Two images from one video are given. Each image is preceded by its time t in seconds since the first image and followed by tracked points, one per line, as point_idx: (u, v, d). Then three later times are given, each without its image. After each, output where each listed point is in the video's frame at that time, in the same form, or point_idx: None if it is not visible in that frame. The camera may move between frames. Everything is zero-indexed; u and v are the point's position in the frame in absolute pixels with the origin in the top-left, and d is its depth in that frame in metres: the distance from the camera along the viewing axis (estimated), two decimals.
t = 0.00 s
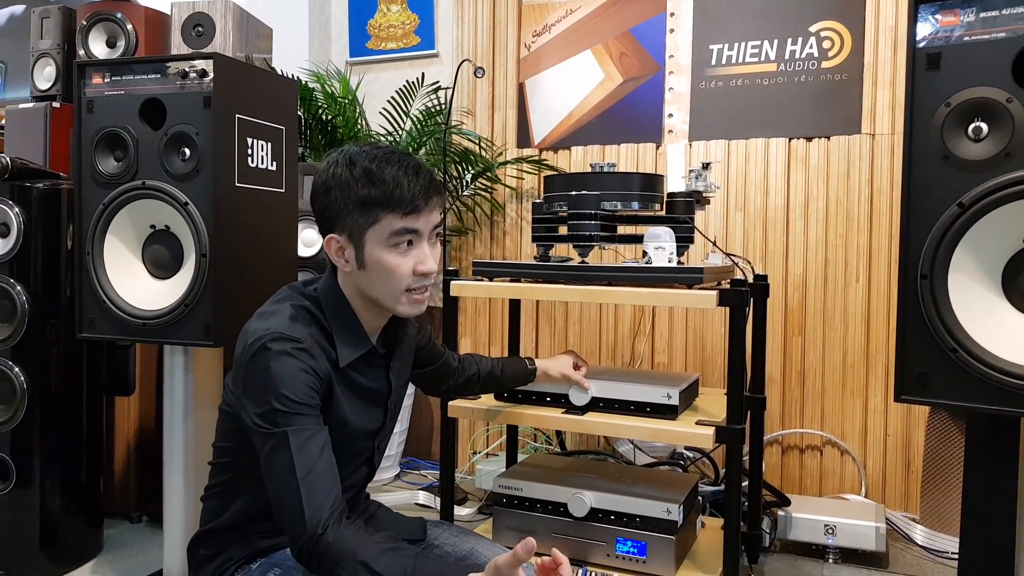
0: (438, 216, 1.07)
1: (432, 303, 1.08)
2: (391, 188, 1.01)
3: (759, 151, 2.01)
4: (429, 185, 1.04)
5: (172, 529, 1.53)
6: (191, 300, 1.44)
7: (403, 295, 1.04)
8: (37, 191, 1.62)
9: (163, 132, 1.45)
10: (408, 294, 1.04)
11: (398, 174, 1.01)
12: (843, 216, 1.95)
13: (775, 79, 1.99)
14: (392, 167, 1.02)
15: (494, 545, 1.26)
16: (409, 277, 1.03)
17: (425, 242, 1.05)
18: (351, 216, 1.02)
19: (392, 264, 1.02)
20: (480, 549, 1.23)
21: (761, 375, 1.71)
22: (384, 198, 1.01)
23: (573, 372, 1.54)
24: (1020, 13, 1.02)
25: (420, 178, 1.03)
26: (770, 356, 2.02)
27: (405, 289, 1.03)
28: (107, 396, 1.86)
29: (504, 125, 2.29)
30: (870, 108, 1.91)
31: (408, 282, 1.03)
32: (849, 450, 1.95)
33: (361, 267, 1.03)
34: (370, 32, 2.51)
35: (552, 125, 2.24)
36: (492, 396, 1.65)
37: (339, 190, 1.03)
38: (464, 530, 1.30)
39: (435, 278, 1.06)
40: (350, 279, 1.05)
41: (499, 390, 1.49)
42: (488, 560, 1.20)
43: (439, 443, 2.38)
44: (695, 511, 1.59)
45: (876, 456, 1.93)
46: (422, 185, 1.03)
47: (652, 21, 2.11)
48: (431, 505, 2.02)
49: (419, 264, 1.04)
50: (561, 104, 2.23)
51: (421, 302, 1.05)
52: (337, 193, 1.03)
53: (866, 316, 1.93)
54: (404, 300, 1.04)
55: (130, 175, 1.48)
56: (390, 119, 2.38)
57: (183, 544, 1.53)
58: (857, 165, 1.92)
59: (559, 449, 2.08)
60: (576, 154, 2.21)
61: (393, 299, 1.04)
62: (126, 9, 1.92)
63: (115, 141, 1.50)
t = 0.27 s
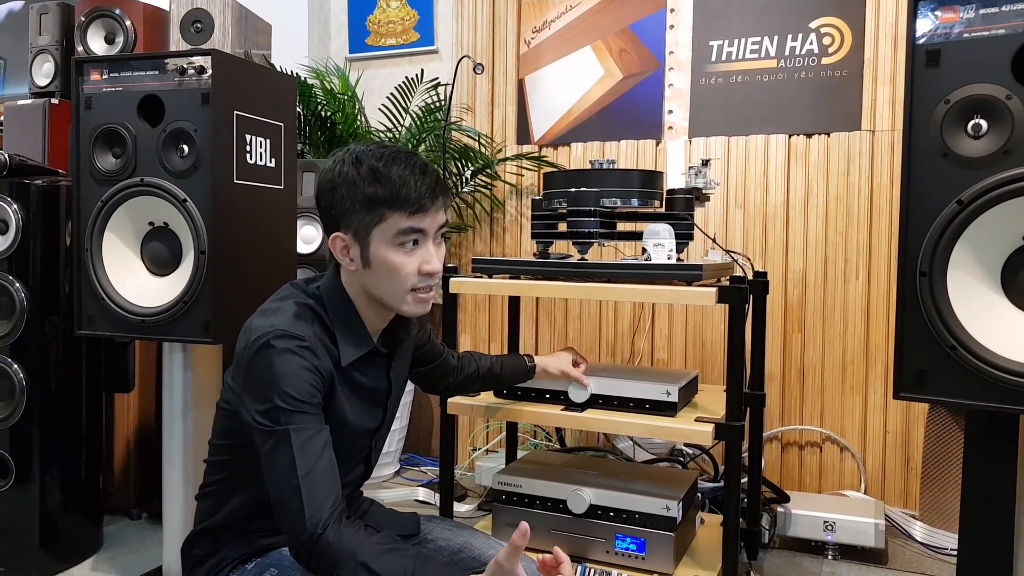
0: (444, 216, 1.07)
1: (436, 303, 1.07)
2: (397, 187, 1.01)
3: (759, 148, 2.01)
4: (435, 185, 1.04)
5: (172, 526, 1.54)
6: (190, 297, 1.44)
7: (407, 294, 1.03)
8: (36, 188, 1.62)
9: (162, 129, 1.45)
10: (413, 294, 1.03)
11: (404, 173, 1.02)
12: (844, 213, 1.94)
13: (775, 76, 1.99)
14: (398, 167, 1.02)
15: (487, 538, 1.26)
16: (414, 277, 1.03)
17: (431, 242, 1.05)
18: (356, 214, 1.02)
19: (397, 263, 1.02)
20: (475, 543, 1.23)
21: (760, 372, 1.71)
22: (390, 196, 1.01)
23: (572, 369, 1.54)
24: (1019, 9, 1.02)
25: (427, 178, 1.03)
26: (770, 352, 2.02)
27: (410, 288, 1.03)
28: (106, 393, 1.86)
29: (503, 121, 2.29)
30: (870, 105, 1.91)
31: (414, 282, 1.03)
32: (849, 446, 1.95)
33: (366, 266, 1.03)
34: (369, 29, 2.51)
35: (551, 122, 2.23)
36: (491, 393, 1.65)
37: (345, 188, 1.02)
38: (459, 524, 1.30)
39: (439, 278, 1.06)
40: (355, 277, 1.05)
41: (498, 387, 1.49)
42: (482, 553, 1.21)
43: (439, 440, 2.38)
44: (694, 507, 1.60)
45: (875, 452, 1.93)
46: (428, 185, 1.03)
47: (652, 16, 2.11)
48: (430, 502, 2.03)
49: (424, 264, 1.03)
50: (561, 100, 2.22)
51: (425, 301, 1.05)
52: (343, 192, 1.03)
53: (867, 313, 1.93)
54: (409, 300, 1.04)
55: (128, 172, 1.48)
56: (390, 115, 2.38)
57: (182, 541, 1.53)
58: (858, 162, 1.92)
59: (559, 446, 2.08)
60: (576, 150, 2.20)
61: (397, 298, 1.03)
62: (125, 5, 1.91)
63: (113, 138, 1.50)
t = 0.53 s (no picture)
0: (439, 214, 1.04)
1: (423, 305, 1.04)
2: (387, 176, 1.00)
3: (760, 142, 2.00)
4: (430, 180, 1.02)
5: (172, 522, 1.54)
6: (190, 293, 1.44)
7: (390, 289, 1.02)
8: (35, 182, 1.61)
9: (161, 123, 1.45)
10: (395, 289, 1.02)
11: (398, 165, 1.01)
12: (844, 207, 1.94)
13: (776, 70, 1.98)
14: (395, 159, 1.02)
15: (485, 531, 1.25)
16: (396, 271, 1.01)
17: (421, 239, 1.02)
18: (349, 201, 1.02)
19: (382, 253, 1.01)
20: (473, 535, 1.23)
21: (761, 367, 1.71)
22: (380, 185, 1.00)
23: (572, 365, 1.53)
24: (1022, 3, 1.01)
25: (421, 172, 1.02)
26: (770, 347, 2.02)
27: (392, 282, 1.01)
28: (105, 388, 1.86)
29: (503, 116, 2.28)
30: (871, 99, 1.91)
31: (396, 276, 1.01)
32: (849, 441, 1.95)
33: (356, 253, 1.03)
34: (369, 23, 2.50)
35: (552, 116, 2.23)
36: (491, 389, 1.65)
37: (344, 176, 1.04)
38: (458, 518, 1.30)
39: (428, 278, 1.03)
40: (348, 266, 1.06)
41: (498, 383, 1.49)
42: (481, 547, 1.21)
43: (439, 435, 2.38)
44: (694, 502, 1.60)
45: (875, 446, 1.93)
46: (420, 178, 1.01)
47: (652, 11, 2.10)
48: (430, 497, 2.03)
49: (409, 260, 1.01)
50: (561, 95, 2.21)
51: (407, 300, 1.02)
52: (344, 178, 1.04)
53: (867, 308, 1.93)
54: (391, 295, 1.02)
55: (127, 167, 1.47)
56: (389, 110, 2.37)
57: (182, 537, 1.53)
58: (859, 157, 1.92)
59: (559, 441, 2.08)
60: (576, 145, 2.20)
61: (380, 291, 1.02)
62: None
63: (112, 133, 1.50)
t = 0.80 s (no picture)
0: (433, 212, 1.04)
1: (417, 302, 1.04)
2: (380, 174, 1.00)
3: (759, 138, 2.00)
4: (423, 177, 1.02)
5: (171, 518, 1.54)
6: (188, 290, 1.44)
7: (383, 286, 1.02)
8: (34, 179, 1.61)
9: (159, 121, 1.45)
10: (388, 287, 1.02)
11: (390, 161, 1.01)
12: (842, 203, 1.94)
13: (775, 66, 1.98)
14: (389, 156, 1.02)
15: (487, 530, 1.26)
16: (388, 268, 1.01)
17: (414, 237, 1.02)
18: (344, 198, 1.03)
19: (374, 250, 1.01)
20: (474, 534, 1.24)
21: (759, 363, 1.72)
22: (372, 182, 1.01)
23: (570, 361, 1.54)
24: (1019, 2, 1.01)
25: (414, 169, 1.01)
26: (768, 342, 2.02)
27: (385, 280, 1.02)
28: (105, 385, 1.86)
29: (502, 112, 2.28)
30: (870, 95, 1.91)
31: (388, 274, 1.01)
32: (846, 437, 1.96)
33: (350, 251, 1.03)
34: (367, 18, 2.49)
35: (551, 112, 2.23)
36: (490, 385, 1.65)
37: (340, 173, 1.04)
38: (459, 517, 1.31)
39: (420, 275, 1.03)
40: (344, 263, 1.06)
41: (497, 379, 1.49)
42: (480, 544, 1.22)
43: (438, 430, 2.38)
44: (694, 497, 1.62)
45: (873, 442, 1.94)
46: (412, 176, 1.01)
47: (652, 6, 2.10)
48: (429, 492, 2.04)
49: (402, 258, 1.01)
50: (560, 90, 2.21)
51: (399, 297, 1.02)
52: (340, 175, 1.05)
53: (865, 304, 1.93)
54: (384, 292, 1.02)
55: (125, 165, 1.47)
56: (389, 106, 2.37)
57: (182, 533, 1.54)
58: (857, 153, 1.92)
59: (557, 436, 2.09)
60: (575, 141, 2.20)
61: (374, 288, 1.03)
62: None
63: (110, 130, 1.50)
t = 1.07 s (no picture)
0: (431, 210, 1.05)
1: (416, 300, 1.05)
2: (379, 172, 1.01)
3: (757, 135, 2.01)
4: (421, 176, 1.03)
5: (172, 514, 1.55)
6: (189, 288, 1.45)
7: (382, 284, 1.03)
8: (35, 177, 1.62)
9: (159, 119, 1.45)
10: (387, 284, 1.03)
11: (389, 160, 1.02)
12: (840, 200, 1.95)
13: (773, 63, 1.99)
14: (388, 155, 1.03)
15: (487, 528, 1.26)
16: (387, 266, 1.02)
17: (412, 235, 1.03)
18: (344, 197, 1.04)
19: (373, 248, 1.02)
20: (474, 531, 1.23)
21: (756, 360, 1.73)
22: (371, 181, 1.01)
23: (568, 359, 1.54)
24: (1013, 4, 1.02)
25: (412, 168, 1.02)
26: (765, 339, 2.03)
27: (383, 277, 1.02)
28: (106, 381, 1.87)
29: (501, 109, 2.29)
30: (867, 93, 1.91)
31: (387, 271, 1.02)
32: (843, 433, 1.97)
33: (350, 249, 1.04)
34: (366, 14, 2.50)
35: (550, 109, 2.23)
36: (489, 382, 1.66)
37: (340, 172, 1.05)
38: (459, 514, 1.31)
39: (419, 273, 1.03)
40: (344, 261, 1.07)
41: (495, 377, 1.50)
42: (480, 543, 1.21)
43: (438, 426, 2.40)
44: (690, 494, 1.62)
45: (870, 438, 1.95)
46: (411, 174, 1.02)
47: (650, 4, 2.10)
48: (429, 488, 2.05)
49: (400, 256, 1.02)
50: (559, 87, 2.22)
51: (398, 295, 1.03)
52: (340, 175, 1.06)
53: (861, 301, 1.94)
54: (383, 289, 1.03)
55: (126, 163, 1.48)
56: (388, 103, 2.37)
57: (182, 528, 1.55)
58: (855, 150, 1.93)
59: (556, 432, 2.10)
60: (573, 138, 2.20)
61: (373, 286, 1.03)
62: None
63: (111, 129, 1.50)
